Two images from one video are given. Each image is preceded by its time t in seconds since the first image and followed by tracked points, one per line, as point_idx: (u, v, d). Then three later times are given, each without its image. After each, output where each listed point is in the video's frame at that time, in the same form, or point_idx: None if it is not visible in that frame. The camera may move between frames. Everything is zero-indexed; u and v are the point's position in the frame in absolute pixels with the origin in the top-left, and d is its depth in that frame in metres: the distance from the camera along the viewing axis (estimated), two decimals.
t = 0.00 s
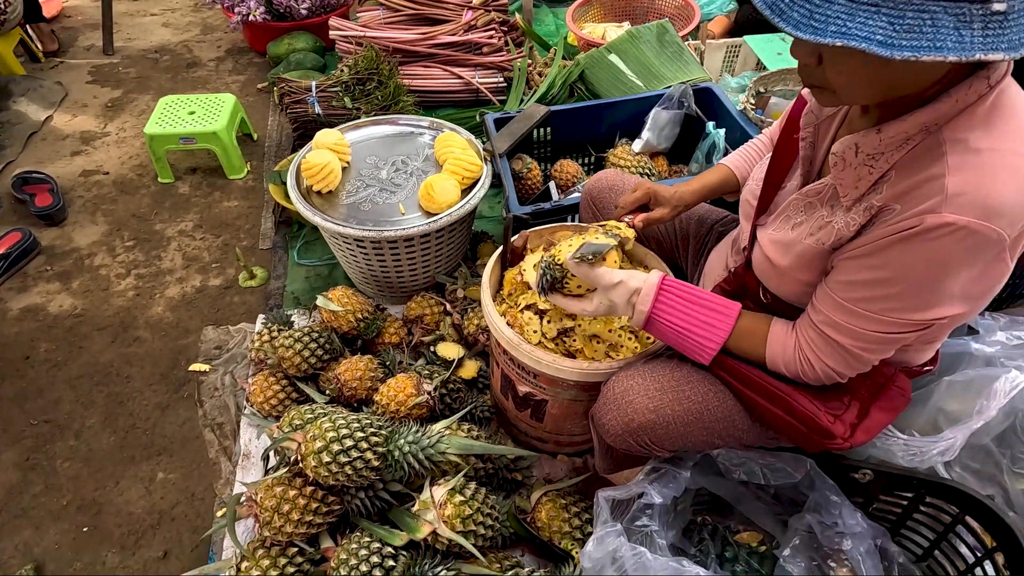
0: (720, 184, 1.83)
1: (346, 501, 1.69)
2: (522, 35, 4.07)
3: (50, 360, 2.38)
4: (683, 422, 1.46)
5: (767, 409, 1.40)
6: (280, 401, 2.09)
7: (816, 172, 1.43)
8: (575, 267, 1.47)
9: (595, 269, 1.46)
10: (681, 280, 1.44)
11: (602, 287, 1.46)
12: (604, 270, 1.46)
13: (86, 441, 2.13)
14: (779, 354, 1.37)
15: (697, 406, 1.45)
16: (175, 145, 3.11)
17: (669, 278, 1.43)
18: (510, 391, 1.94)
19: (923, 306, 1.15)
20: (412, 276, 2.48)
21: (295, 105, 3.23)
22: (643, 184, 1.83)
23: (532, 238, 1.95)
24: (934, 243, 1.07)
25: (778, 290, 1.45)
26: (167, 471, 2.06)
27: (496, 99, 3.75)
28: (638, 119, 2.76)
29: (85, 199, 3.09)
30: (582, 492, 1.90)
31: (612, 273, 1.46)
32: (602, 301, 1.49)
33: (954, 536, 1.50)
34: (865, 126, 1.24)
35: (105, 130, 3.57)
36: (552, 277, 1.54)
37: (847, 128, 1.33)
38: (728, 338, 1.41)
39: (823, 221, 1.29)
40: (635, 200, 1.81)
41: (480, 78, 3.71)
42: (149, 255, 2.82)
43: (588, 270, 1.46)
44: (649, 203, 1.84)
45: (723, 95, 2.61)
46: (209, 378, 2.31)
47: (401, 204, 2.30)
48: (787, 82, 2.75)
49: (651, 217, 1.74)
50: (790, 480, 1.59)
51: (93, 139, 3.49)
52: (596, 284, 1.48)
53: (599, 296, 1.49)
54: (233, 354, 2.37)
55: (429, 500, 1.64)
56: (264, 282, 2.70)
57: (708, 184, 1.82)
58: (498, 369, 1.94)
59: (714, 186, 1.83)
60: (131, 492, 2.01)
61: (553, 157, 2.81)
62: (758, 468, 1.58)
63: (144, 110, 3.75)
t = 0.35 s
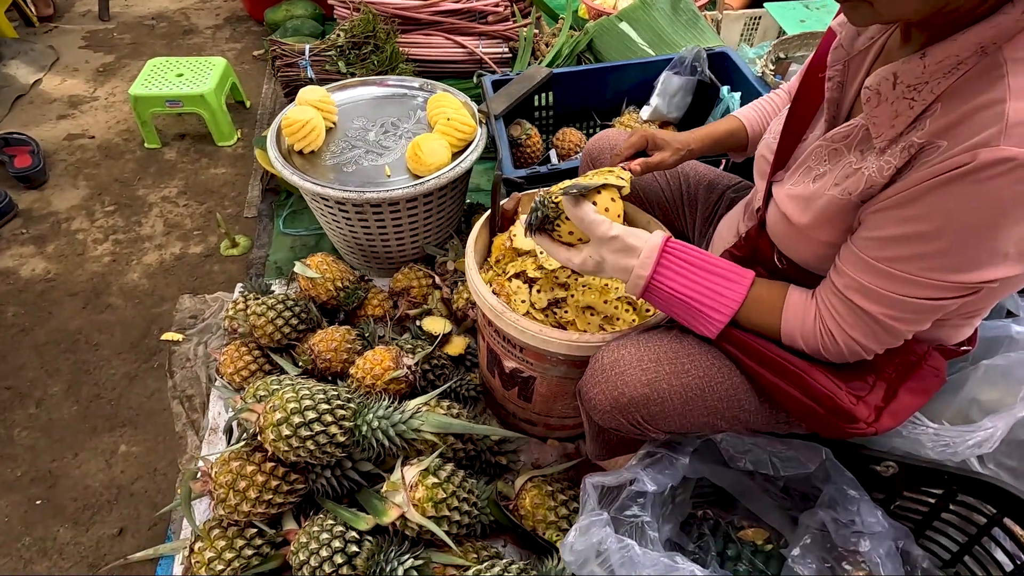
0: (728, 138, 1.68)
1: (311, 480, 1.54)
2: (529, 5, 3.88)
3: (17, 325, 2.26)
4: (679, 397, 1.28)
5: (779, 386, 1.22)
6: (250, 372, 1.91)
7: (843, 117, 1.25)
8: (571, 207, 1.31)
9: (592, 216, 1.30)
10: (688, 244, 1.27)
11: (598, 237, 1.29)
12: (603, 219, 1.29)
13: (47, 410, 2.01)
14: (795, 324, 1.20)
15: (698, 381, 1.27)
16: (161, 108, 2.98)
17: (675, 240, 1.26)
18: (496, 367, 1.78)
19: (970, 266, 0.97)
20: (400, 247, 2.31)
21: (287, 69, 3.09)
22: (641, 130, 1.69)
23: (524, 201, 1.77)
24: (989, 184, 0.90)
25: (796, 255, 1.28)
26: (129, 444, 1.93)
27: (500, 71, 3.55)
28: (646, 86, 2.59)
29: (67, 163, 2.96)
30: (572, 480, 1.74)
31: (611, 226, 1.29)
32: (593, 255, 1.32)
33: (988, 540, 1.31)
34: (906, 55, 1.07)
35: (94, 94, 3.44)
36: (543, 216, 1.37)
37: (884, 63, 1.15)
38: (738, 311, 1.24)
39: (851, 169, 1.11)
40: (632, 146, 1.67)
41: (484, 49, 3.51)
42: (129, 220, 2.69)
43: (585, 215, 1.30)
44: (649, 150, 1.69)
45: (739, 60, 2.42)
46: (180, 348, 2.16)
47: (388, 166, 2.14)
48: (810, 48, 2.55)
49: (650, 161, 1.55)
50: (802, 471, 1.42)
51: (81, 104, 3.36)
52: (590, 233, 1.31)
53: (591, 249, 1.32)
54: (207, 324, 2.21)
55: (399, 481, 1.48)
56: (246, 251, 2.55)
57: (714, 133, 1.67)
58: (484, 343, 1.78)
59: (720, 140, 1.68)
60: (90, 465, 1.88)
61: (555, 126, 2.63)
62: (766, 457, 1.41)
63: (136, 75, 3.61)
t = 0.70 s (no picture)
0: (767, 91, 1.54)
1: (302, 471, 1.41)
2: None
3: (3, 298, 2.15)
4: (715, 390, 1.13)
5: (832, 383, 1.06)
6: (242, 353, 1.78)
7: (915, 70, 1.09)
8: (603, 160, 1.16)
9: (623, 176, 1.14)
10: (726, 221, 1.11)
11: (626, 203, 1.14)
12: (633, 181, 1.13)
13: (30, 387, 1.90)
14: (853, 312, 1.04)
15: (738, 373, 1.11)
16: (161, 77, 2.86)
17: (712, 216, 1.11)
18: (505, 353, 1.63)
19: None
20: (406, 226, 2.17)
21: (294, 39, 2.96)
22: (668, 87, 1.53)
23: (540, 172, 1.65)
24: None
25: (849, 231, 1.11)
26: (114, 426, 1.81)
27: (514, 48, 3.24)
28: (673, 60, 2.43)
29: (65, 133, 2.85)
30: (585, 479, 1.59)
31: (642, 192, 1.13)
32: (616, 223, 1.17)
33: None
34: None
35: (97, 65, 3.33)
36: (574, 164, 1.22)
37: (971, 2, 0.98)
38: (780, 300, 1.08)
39: (929, 125, 0.96)
40: (659, 103, 1.50)
41: (500, 24, 3.19)
42: (125, 192, 2.57)
43: (616, 173, 1.14)
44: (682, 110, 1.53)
45: (775, 30, 2.24)
46: (173, 327, 2.01)
47: (393, 136, 2.00)
48: (852, 20, 2.35)
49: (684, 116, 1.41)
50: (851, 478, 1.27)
51: (83, 74, 3.24)
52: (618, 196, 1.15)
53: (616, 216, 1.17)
54: (201, 302, 2.06)
55: (396, 475, 1.35)
56: (245, 228, 2.42)
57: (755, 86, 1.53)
58: (493, 327, 1.63)
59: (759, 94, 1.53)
60: (71, 447, 1.77)
61: (574, 101, 2.47)
62: (808, 459, 1.27)
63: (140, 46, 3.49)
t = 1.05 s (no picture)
0: (803, 67, 1.50)
1: (313, 463, 1.36)
2: None
3: (13, 278, 2.12)
4: (760, 391, 1.05)
5: (886, 390, 1.00)
6: (254, 340, 1.73)
7: (986, 47, 1.01)
8: (648, 139, 1.08)
9: (666, 161, 1.06)
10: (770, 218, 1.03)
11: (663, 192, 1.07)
12: (676, 167, 1.05)
13: (38, 369, 1.87)
14: (915, 315, 0.97)
15: (787, 374, 1.04)
16: (176, 58, 2.81)
17: (755, 212, 1.03)
18: (526, 345, 1.57)
19: None
20: (423, 213, 2.10)
21: (311, 21, 2.88)
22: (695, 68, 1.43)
23: (567, 158, 1.57)
24: None
25: (910, 223, 1.05)
26: (122, 411, 1.77)
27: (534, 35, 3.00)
28: (703, 46, 2.33)
29: (78, 113, 2.81)
30: (607, 479, 1.53)
31: (684, 180, 1.05)
32: (654, 207, 1.10)
33: None
34: None
35: (112, 45, 3.28)
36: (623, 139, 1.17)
37: None
38: (824, 304, 1.01)
39: (1012, 106, 0.90)
40: (688, 83, 1.40)
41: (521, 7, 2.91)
42: (138, 174, 2.52)
43: (659, 155, 1.06)
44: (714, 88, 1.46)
45: (812, 14, 2.14)
46: (183, 311, 1.97)
47: (413, 118, 1.93)
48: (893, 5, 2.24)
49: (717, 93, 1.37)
50: (897, 487, 1.22)
51: (98, 54, 3.20)
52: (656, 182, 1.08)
53: (653, 202, 1.10)
54: (213, 287, 2.02)
55: (412, 470, 1.29)
56: (258, 212, 2.37)
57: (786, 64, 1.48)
58: (514, 319, 1.57)
59: (794, 69, 1.49)
60: (79, 431, 1.73)
61: (598, 87, 2.39)
62: (852, 466, 1.22)
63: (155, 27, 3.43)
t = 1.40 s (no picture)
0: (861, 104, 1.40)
1: (315, 468, 1.34)
2: None
3: (18, 273, 2.11)
4: (775, 408, 1.02)
5: (904, 404, 0.96)
6: (258, 340, 1.71)
7: (1018, 55, 0.97)
8: (615, 228, 1.00)
9: (647, 228, 0.99)
10: (777, 225, 1.00)
11: (664, 249, 1.01)
12: (658, 227, 0.99)
13: (41, 365, 1.86)
14: (931, 322, 0.94)
15: (803, 390, 1.01)
16: (184, 52, 2.79)
17: (758, 223, 0.99)
18: (532, 351, 1.54)
19: None
20: (430, 212, 2.07)
21: (319, 15, 2.84)
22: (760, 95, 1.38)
23: (577, 160, 1.53)
24: None
25: (930, 233, 1.02)
26: (125, 410, 1.76)
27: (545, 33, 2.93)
28: (719, 46, 2.29)
29: (85, 107, 2.80)
30: (613, 488, 1.50)
31: (673, 230, 0.99)
32: (654, 260, 1.06)
33: None
34: None
35: (120, 38, 3.26)
36: (584, 237, 1.11)
37: None
38: (840, 312, 0.98)
39: None
40: (749, 113, 1.36)
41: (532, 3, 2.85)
42: (144, 169, 2.51)
43: (639, 229, 0.99)
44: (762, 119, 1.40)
45: (830, 13, 2.09)
46: (187, 309, 1.96)
47: (420, 117, 1.90)
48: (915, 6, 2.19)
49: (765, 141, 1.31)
50: (914, 508, 1.18)
51: (105, 47, 3.18)
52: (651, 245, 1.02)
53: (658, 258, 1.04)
54: (217, 285, 2.00)
55: (415, 479, 1.26)
56: (264, 209, 2.35)
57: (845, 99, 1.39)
58: (521, 323, 1.54)
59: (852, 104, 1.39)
60: (81, 429, 1.72)
61: (610, 87, 2.35)
62: (867, 484, 1.20)
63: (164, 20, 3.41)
